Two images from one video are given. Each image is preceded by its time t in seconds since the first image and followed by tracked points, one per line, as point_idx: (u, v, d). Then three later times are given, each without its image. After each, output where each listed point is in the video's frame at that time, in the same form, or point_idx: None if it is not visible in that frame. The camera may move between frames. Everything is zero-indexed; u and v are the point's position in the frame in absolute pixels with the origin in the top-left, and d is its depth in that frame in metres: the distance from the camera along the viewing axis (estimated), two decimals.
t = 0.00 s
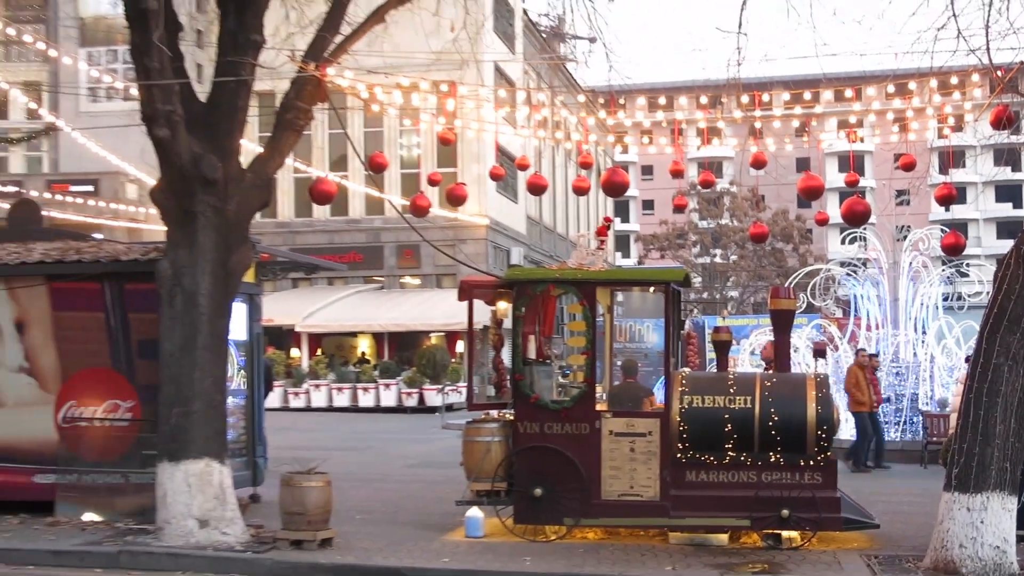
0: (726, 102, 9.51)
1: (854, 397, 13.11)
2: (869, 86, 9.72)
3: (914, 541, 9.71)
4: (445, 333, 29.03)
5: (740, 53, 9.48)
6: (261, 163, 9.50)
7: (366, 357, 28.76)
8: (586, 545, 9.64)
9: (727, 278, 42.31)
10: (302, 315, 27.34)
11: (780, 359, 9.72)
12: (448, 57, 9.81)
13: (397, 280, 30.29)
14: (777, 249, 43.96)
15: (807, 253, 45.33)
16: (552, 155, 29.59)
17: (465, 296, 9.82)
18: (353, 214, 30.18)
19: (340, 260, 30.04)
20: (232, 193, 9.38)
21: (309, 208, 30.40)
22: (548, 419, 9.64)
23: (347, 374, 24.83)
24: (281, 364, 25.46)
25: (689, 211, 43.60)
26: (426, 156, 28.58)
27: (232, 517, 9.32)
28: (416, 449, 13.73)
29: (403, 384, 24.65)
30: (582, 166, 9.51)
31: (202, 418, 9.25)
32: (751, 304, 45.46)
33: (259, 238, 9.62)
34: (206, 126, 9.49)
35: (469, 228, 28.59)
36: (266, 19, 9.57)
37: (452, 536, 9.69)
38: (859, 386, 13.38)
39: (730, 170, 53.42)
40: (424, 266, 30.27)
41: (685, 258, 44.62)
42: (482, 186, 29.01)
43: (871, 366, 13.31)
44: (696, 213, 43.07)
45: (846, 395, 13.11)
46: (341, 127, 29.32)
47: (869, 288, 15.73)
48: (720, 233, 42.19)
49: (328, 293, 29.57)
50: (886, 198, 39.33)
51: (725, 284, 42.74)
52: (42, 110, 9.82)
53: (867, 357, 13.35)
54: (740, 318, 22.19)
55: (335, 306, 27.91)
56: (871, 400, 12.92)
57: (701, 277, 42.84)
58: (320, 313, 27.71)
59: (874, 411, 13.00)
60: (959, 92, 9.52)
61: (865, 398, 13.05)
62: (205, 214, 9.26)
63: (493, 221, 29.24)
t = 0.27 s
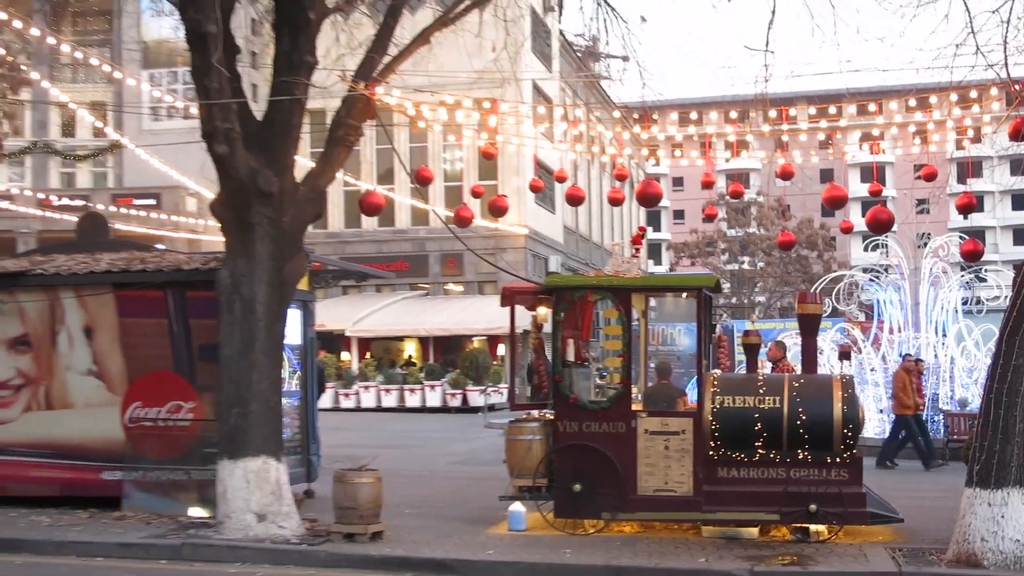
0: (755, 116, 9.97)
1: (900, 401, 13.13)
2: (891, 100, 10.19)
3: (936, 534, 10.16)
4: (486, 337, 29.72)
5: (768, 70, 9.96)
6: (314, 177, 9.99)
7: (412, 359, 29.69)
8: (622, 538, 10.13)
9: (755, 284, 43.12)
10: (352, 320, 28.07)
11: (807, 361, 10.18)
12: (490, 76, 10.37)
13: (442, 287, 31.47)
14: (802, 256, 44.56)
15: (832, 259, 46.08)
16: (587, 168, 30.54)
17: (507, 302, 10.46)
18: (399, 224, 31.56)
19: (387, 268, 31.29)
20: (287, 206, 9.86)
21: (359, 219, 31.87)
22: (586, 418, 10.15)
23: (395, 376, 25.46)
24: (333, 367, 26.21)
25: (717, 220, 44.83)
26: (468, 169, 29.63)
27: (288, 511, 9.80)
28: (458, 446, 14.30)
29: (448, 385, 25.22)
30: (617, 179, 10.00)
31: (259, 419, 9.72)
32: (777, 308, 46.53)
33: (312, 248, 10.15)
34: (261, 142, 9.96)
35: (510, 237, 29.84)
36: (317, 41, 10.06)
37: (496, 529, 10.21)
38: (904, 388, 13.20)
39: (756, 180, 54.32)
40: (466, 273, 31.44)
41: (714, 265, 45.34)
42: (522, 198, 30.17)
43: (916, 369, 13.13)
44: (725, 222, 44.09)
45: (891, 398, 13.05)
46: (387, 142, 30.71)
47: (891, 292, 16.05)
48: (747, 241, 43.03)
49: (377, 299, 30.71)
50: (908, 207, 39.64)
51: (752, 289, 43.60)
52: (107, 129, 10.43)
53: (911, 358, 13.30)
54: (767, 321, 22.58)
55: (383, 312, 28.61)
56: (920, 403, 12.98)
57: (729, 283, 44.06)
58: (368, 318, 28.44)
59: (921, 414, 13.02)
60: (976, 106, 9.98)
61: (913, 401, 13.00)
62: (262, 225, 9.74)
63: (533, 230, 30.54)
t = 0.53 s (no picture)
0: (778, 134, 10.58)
1: (945, 399, 13.57)
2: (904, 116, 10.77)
3: (956, 528, 10.69)
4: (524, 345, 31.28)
5: (788, 90, 10.60)
6: (363, 196, 10.61)
7: (453, 365, 31.50)
8: (656, 534, 10.72)
9: (777, 292, 43.78)
10: (398, 330, 30.14)
11: (830, 364, 10.74)
12: (526, 99, 11.04)
13: (482, 298, 33.77)
14: (822, 264, 45.13)
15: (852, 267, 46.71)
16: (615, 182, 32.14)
17: (546, 312, 11.22)
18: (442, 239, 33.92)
19: (430, 280, 33.54)
20: (338, 223, 10.47)
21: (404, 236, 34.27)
22: (621, 421, 10.75)
23: (438, 383, 27.12)
24: (380, 374, 27.88)
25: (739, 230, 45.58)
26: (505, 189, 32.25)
27: (342, 510, 10.26)
28: (498, 449, 15.01)
29: (488, 391, 26.61)
30: (648, 194, 10.61)
31: (314, 424, 10.28)
32: (798, 315, 47.21)
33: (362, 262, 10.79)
34: (314, 164, 10.60)
35: (546, 251, 31.88)
36: (364, 68, 10.71)
37: (537, 526, 10.82)
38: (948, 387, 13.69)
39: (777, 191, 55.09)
40: (505, 285, 33.76)
41: (737, 274, 46.02)
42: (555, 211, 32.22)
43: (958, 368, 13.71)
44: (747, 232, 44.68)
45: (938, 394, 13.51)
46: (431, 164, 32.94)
47: (907, 298, 16.60)
48: (769, 250, 43.77)
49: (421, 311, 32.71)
50: (922, 217, 40.25)
51: (774, 297, 44.29)
52: (169, 154, 11.17)
53: (953, 358, 13.85)
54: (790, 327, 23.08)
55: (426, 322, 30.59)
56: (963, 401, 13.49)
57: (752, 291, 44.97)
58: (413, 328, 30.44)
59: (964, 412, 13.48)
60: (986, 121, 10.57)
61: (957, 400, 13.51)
62: (315, 242, 10.35)
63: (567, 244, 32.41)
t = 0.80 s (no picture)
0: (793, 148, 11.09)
1: (973, 401, 13.88)
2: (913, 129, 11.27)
3: (968, 524, 11.15)
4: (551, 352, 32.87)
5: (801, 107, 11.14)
6: (398, 212, 11.12)
7: (482, 371, 33.35)
8: (680, 531, 11.24)
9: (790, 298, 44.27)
10: (431, 338, 32.08)
11: (844, 367, 11.23)
12: (551, 117, 11.61)
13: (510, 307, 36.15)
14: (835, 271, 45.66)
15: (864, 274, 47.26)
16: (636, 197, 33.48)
17: (572, 320, 11.87)
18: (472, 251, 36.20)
19: (461, 291, 35.85)
20: (375, 237, 10.98)
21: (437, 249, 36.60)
22: (646, 423, 11.28)
23: (469, 388, 28.69)
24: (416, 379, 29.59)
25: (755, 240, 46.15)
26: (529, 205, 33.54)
27: (380, 510, 10.73)
28: (526, 452, 15.63)
29: (517, 395, 28.15)
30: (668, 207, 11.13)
31: (353, 428, 10.76)
32: (811, 321, 47.77)
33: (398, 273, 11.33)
34: (352, 182, 11.14)
35: (570, 261, 33.63)
36: (397, 90, 11.26)
37: (566, 524, 11.35)
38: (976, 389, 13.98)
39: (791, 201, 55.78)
40: (532, 294, 36.05)
41: (753, 283, 46.49)
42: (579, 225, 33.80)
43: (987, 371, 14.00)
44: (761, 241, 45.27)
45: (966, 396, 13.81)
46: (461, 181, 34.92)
47: (916, 304, 17.24)
48: (783, 259, 44.38)
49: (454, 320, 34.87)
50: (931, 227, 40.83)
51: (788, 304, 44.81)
52: (212, 173, 11.87)
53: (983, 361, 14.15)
54: (805, 332, 23.55)
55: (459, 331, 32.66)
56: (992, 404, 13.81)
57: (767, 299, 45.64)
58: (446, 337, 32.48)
59: (990, 414, 13.78)
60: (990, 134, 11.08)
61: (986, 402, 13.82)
62: (354, 256, 10.86)
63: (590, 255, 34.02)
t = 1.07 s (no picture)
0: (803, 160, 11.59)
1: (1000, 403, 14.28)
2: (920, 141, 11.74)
3: (974, 520, 11.62)
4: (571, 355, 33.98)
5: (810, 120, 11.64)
6: (426, 222, 11.61)
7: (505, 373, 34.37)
8: (696, 527, 11.72)
9: (799, 303, 44.90)
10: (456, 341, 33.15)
11: (853, 370, 11.71)
12: (572, 131, 12.12)
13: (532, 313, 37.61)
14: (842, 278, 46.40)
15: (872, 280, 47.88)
16: (653, 207, 34.29)
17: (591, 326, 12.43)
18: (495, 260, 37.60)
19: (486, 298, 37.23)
20: (404, 247, 11.46)
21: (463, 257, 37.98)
22: (664, 423, 11.80)
23: (493, 390, 29.56)
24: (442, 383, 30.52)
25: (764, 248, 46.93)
26: (550, 216, 34.45)
27: (410, 507, 11.19)
28: (546, 452, 16.22)
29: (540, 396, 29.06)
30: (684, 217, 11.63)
31: (384, 429, 11.23)
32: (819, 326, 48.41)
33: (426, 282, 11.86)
34: (382, 194, 11.64)
35: (588, 269, 34.45)
36: (425, 107, 11.77)
37: (587, 521, 11.86)
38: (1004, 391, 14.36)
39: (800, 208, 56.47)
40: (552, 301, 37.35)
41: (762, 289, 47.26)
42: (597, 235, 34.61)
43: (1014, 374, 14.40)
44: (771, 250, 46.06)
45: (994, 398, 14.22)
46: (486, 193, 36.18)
47: (921, 308, 17.58)
48: (792, 266, 45.27)
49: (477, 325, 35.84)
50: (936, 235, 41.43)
51: (797, 309, 45.45)
52: (249, 187, 12.61)
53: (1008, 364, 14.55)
54: (814, 335, 24.03)
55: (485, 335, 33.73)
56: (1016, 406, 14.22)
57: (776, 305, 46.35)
58: (472, 340, 33.57)
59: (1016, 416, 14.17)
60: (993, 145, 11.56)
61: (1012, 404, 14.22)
62: (384, 264, 11.34)
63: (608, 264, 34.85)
